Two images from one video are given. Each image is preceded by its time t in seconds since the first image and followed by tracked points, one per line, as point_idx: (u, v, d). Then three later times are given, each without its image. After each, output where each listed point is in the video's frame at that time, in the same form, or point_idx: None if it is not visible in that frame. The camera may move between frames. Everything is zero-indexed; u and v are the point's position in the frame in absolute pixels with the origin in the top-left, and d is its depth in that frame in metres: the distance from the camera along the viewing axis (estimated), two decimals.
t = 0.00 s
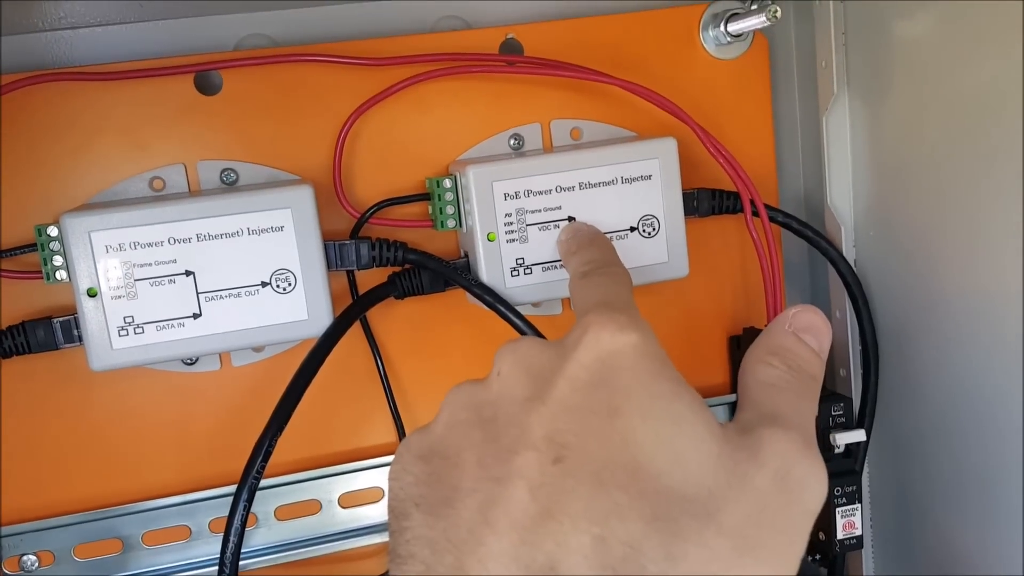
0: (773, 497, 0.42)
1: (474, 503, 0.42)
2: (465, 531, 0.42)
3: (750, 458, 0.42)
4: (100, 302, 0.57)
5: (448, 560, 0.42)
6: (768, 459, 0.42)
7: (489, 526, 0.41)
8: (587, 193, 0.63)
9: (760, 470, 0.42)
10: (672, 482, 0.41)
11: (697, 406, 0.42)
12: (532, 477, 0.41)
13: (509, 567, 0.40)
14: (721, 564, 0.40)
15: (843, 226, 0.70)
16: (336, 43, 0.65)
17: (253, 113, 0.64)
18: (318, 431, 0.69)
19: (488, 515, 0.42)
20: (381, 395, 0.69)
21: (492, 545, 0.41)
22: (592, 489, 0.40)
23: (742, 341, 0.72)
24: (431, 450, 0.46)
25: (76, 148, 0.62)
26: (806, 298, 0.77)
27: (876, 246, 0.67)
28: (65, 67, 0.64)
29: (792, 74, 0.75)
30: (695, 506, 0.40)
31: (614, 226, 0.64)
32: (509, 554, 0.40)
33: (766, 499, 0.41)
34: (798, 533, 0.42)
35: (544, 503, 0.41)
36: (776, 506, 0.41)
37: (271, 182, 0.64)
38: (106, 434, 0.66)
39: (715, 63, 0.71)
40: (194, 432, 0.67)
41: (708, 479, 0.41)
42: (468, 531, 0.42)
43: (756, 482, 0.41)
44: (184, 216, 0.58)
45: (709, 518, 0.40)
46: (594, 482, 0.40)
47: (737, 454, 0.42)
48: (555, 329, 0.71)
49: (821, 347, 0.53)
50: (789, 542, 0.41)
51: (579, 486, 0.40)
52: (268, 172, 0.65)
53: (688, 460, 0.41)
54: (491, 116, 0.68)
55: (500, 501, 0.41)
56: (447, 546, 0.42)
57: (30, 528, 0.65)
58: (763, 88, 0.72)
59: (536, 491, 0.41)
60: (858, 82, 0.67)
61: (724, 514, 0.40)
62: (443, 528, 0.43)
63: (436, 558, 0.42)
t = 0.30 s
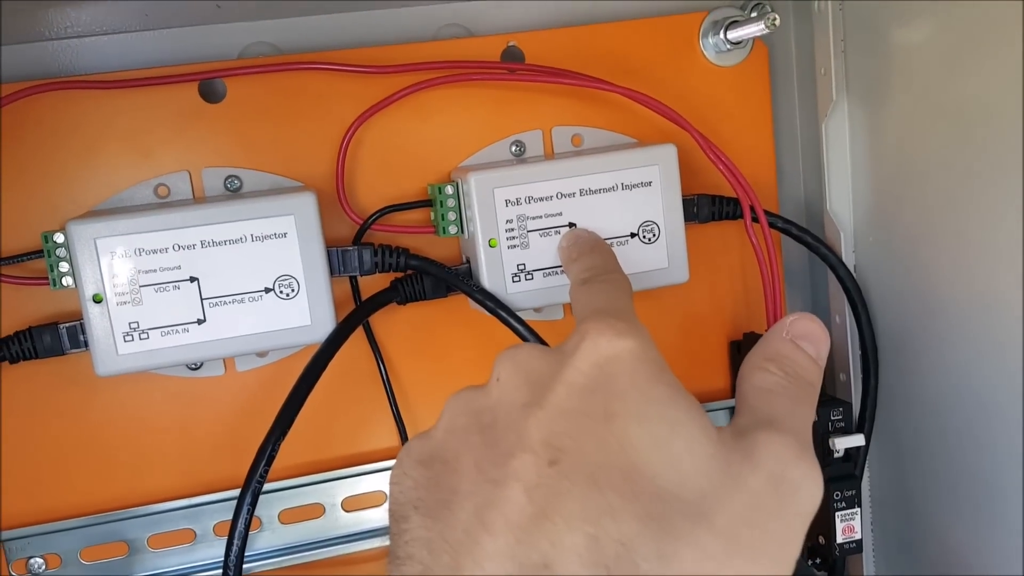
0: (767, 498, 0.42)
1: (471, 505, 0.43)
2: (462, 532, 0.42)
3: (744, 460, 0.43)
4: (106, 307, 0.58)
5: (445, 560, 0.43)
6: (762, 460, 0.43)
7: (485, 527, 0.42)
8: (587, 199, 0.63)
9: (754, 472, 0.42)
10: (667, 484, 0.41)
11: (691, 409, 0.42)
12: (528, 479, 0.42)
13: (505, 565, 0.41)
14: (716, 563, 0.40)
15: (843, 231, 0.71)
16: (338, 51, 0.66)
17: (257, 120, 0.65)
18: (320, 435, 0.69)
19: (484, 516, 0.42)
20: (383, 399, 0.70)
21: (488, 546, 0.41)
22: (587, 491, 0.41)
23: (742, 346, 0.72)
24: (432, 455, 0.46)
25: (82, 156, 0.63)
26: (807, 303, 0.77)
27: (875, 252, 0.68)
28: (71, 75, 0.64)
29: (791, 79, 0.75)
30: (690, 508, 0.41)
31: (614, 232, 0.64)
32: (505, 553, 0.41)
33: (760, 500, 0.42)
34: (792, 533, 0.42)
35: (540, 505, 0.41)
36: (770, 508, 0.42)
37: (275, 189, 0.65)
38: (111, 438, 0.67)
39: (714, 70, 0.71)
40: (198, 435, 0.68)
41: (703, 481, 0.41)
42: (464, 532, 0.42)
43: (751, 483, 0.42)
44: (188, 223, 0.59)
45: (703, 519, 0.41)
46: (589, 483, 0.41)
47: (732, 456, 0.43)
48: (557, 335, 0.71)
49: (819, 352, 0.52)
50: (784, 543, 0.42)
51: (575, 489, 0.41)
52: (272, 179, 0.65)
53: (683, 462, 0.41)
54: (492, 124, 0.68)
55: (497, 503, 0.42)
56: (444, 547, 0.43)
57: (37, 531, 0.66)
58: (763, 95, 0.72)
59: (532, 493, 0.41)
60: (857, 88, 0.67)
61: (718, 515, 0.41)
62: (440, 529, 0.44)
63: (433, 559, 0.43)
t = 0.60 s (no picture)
0: (756, 500, 0.43)
1: (466, 505, 0.44)
2: (457, 532, 0.44)
3: (735, 462, 0.43)
4: (116, 315, 0.59)
5: (441, 559, 0.44)
6: (752, 463, 0.43)
7: (479, 527, 0.43)
8: (587, 208, 0.64)
9: (744, 474, 0.43)
10: (657, 485, 0.42)
11: (682, 413, 0.43)
12: (523, 480, 0.43)
13: (499, 564, 0.42)
14: (704, 563, 0.41)
15: (841, 239, 0.72)
16: (343, 63, 0.67)
17: (264, 131, 0.66)
18: (325, 439, 0.70)
19: (478, 516, 0.43)
20: (388, 405, 0.71)
21: (483, 545, 0.42)
22: (579, 491, 0.42)
23: (742, 351, 0.73)
24: (429, 458, 0.48)
25: (93, 166, 0.65)
26: (806, 309, 0.78)
27: (872, 258, 0.69)
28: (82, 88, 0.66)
29: (789, 89, 0.76)
30: (680, 508, 0.42)
31: (615, 240, 0.65)
32: (499, 552, 0.42)
33: (749, 501, 0.43)
34: (780, 534, 0.43)
35: (533, 505, 0.42)
36: (759, 509, 0.43)
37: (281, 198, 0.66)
38: (121, 443, 0.68)
39: (714, 80, 0.72)
40: (206, 440, 0.69)
41: (693, 483, 0.42)
42: (459, 532, 0.44)
43: (740, 485, 0.43)
44: (197, 232, 0.60)
45: (693, 520, 0.41)
46: (582, 484, 0.42)
47: (722, 458, 0.43)
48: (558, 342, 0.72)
49: (810, 360, 0.53)
50: (772, 544, 0.43)
51: (567, 489, 0.42)
52: (278, 188, 0.67)
53: (674, 464, 0.42)
54: (494, 133, 0.69)
55: (491, 503, 0.43)
56: (440, 546, 0.44)
57: (48, 533, 0.67)
58: (762, 104, 0.73)
59: (526, 493, 0.42)
60: (854, 98, 0.68)
61: (708, 516, 0.42)
62: (436, 529, 0.45)
63: (429, 559, 0.44)
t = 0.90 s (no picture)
0: (743, 509, 0.43)
1: (459, 513, 0.45)
2: (450, 539, 0.45)
3: (724, 472, 0.44)
4: (120, 319, 0.60)
5: (434, 565, 0.45)
6: (739, 474, 0.44)
7: (472, 533, 0.44)
8: (586, 213, 0.65)
9: (732, 483, 0.44)
10: (646, 494, 0.43)
11: (672, 422, 0.44)
12: (514, 488, 0.44)
13: (490, 568, 0.43)
14: (692, 569, 0.42)
15: (837, 245, 0.72)
16: (345, 70, 0.68)
17: (266, 137, 0.67)
18: (326, 443, 0.71)
19: (471, 523, 0.44)
20: (389, 409, 0.72)
21: (475, 550, 0.43)
22: (569, 499, 0.43)
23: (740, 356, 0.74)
24: (423, 467, 0.49)
25: (97, 172, 0.65)
26: (802, 314, 0.79)
27: (868, 264, 0.70)
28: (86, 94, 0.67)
29: (785, 97, 0.77)
30: (667, 517, 0.42)
31: (613, 245, 0.66)
32: (490, 558, 0.43)
33: (736, 511, 0.43)
34: (767, 542, 0.43)
35: (524, 512, 0.43)
36: (746, 518, 0.43)
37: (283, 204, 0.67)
38: (123, 446, 0.69)
39: (711, 88, 0.73)
40: (208, 444, 0.70)
41: (682, 492, 0.43)
42: (452, 539, 0.45)
43: (729, 494, 0.43)
44: (201, 237, 0.61)
45: (681, 528, 0.42)
46: (571, 493, 0.43)
47: (711, 468, 0.44)
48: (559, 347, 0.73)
49: (799, 374, 0.54)
50: (760, 552, 0.43)
51: (556, 497, 0.43)
52: (280, 194, 0.67)
53: (663, 474, 0.43)
54: (494, 140, 0.70)
55: (483, 510, 0.44)
56: (433, 553, 0.45)
57: (51, 536, 0.68)
58: (758, 112, 0.74)
59: (517, 501, 0.43)
60: (850, 106, 0.69)
61: (695, 524, 0.42)
62: (431, 537, 0.46)
63: (424, 565, 0.46)
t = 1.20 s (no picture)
0: (886, 534, 0.38)
1: (569, 527, 0.39)
2: (559, 555, 0.39)
3: (862, 488, 0.38)
4: (119, 321, 0.60)
5: None
6: (881, 491, 0.38)
7: (583, 556, 0.38)
8: (584, 215, 0.66)
9: (874, 503, 0.38)
10: (773, 515, 0.37)
11: (802, 425, 0.38)
12: (628, 502, 0.37)
13: None
14: None
15: (834, 246, 0.73)
16: (343, 73, 0.68)
17: (265, 141, 0.67)
18: (325, 445, 0.71)
19: (582, 543, 0.38)
20: (388, 411, 0.72)
21: None
22: (688, 521, 0.37)
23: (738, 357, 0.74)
24: (530, 456, 0.42)
25: (97, 175, 0.65)
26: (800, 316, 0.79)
27: (866, 265, 0.70)
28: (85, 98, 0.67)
29: (783, 99, 0.77)
30: (799, 542, 0.37)
31: (611, 247, 0.66)
32: None
33: (879, 536, 0.38)
34: None
35: (641, 534, 0.37)
36: (888, 545, 0.38)
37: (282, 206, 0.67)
38: (123, 449, 0.69)
39: (708, 90, 0.73)
40: (207, 446, 0.70)
41: (817, 512, 0.37)
42: (563, 555, 0.39)
43: (868, 515, 0.38)
44: (199, 239, 0.61)
45: (814, 557, 0.37)
46: (689, 512, 0.37)
47: (848, 484, 0.38)
48: (558, 348, 0.73)
49: (929, 358, 0.46)
50: None
51: (676, 519, 0.37)
52: (279, 197, 0.68)
53: (791, 490, 0.37)
54: (493, 142, 0.70)
55: (594, 529, 0.38)
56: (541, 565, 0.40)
57: (51, 538, 0.68)
58: (756, 113, 0.74)
59: (631, 519, 0.37)
60: (848, 107, 0.69)
61: (833, 550, 0.37)
62: (541, 551, 0.40)
63: None
